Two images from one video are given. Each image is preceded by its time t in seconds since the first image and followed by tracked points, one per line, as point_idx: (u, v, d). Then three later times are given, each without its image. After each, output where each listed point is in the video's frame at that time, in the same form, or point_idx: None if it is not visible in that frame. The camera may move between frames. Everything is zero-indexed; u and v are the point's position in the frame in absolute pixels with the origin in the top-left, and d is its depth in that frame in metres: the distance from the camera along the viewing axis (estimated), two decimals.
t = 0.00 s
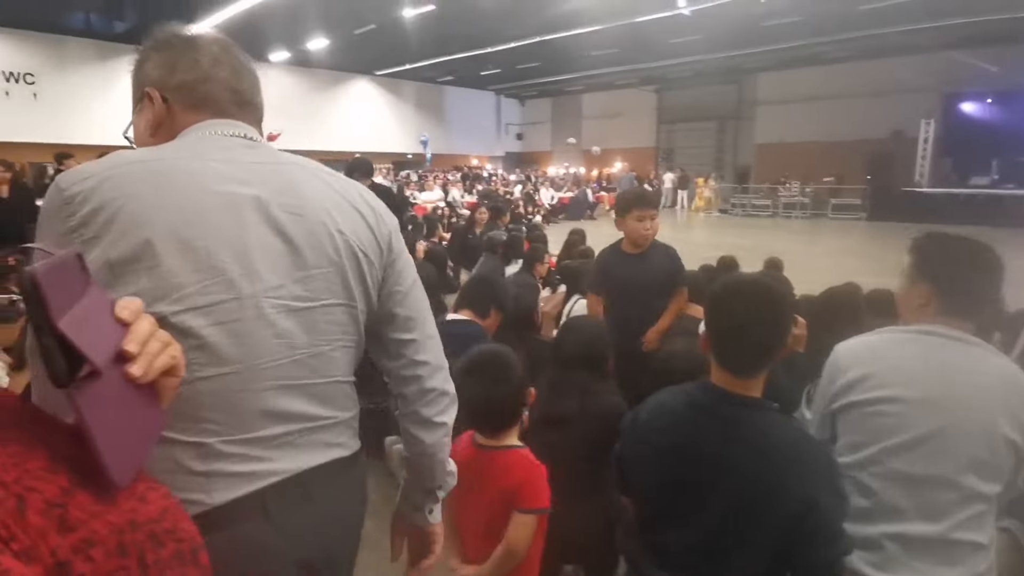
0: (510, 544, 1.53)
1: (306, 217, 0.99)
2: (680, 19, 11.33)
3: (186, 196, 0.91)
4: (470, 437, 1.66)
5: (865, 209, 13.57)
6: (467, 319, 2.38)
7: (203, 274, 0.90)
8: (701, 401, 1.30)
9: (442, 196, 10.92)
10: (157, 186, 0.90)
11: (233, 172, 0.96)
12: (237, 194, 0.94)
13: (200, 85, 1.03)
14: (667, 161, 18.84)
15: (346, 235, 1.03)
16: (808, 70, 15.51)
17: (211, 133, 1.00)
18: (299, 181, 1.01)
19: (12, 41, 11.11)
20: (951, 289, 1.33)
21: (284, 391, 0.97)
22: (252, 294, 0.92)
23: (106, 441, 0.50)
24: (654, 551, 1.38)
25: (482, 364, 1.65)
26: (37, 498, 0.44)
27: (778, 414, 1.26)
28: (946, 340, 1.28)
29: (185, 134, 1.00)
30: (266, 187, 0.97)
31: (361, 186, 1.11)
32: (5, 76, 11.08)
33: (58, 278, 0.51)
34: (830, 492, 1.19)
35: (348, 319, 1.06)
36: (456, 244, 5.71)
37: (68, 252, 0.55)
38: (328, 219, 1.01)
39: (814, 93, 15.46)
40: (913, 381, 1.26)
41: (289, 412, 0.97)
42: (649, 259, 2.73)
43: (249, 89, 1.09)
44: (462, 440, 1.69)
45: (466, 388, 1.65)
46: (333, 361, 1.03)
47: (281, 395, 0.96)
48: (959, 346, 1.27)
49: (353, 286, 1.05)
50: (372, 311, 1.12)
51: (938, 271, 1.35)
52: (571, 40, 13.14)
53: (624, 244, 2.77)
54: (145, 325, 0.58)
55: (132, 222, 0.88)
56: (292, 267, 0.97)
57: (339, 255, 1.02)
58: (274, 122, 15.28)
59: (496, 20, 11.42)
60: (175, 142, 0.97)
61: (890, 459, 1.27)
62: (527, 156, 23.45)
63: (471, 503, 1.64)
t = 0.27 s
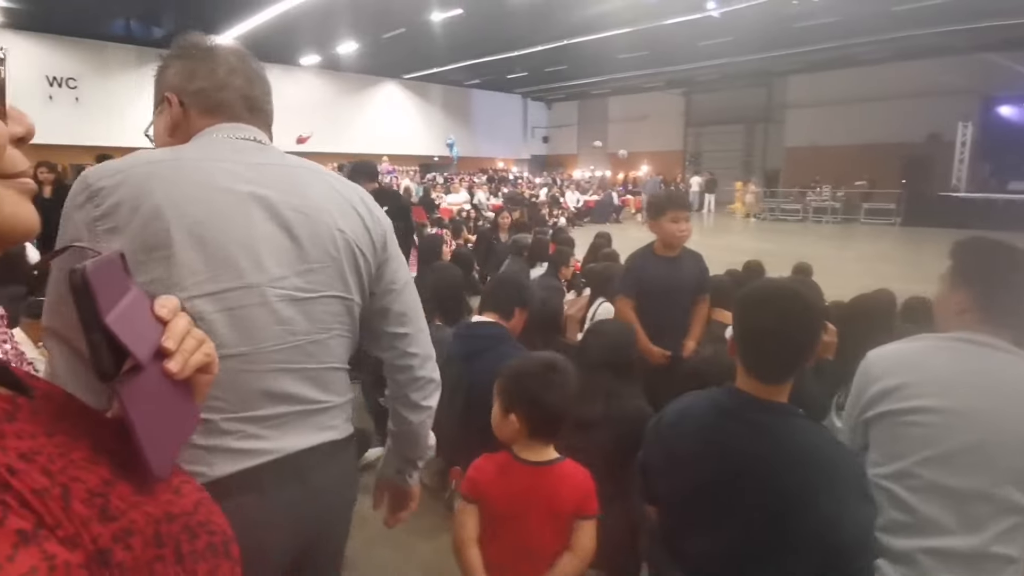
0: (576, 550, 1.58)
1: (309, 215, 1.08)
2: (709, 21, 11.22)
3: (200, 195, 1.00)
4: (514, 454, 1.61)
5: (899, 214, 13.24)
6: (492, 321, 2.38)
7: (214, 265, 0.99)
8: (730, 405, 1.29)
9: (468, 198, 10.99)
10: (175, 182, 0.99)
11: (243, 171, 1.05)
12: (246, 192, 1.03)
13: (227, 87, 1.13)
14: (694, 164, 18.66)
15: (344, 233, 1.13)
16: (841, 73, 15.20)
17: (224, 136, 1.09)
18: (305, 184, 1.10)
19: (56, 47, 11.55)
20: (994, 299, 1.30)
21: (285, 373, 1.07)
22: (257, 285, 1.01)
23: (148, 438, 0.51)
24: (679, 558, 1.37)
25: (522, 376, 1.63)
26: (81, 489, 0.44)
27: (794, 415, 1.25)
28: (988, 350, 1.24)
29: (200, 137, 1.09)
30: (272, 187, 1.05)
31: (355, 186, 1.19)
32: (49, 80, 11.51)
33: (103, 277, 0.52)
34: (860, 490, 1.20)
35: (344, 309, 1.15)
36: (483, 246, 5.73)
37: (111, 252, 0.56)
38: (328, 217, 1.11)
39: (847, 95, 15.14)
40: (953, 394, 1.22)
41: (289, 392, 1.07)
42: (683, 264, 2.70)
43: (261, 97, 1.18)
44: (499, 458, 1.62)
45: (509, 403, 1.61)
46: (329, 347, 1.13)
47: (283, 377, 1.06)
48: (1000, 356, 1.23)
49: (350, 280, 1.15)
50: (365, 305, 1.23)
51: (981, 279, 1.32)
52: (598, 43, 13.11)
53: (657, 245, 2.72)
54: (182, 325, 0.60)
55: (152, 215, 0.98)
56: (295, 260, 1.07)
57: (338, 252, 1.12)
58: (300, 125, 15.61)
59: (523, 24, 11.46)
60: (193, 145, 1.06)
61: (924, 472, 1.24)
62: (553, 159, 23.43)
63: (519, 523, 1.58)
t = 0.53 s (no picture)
0: (591, 533, 1.64)
1: (262, 221, 1.09)
2: (727, 18, 11.10)
3: (151, 204, 1.03)
4: (524, 456, 1.62)
5: (924, 213, 12.99)
6: (508, 321, 2.39)
7: (166, 273, 1.02)
8: (743, 404, 1.28)
9: (485, 199, 11.02)
10: (128, 195, 1.03)
11: (198, 180, 1.07)
12: (198, 201, 1.05)
13: (202, 92, 1.13)
14: (713, 163, 18.51)
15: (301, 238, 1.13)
16: (863, 69, 14.95)
17: (185, 144, 1.10)
18: (258, 187, 1.11)
19: (83, 52, 11.82)
20: (977, 300, 1.29)
21: (242, 377, 1.09)
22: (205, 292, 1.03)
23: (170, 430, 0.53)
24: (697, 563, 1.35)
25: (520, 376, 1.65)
26: (101, 481, 0.41)
27: (814, 416, 1.23)
28: (972, 350, 1.24)
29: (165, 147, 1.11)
30: (227, 195, 1.07)
31: (322, 188, 1.21)
32: (76, 85, 11.78)
33: (130, 276, 0.53)
34: (869, 489, 1.17)
35: (304, 314, 1.16)
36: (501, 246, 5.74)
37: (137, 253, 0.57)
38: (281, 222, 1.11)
39: (869, 92, 14.90)
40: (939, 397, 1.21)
41: (245, 395, 1.09)
42: (711, 265, 2.67)
43: (230, 101, 1.17)
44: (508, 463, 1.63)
45: (512, 406, 1.62)
46: (288, 351, 1.14)
47: (240, 380, 1.09)
48: (984, 356, 1.22)
49: (312, 284, 1.16)
50: (334, 309, 1.26)
51: (963, 281, 1.32)
52: (615, 42, 13.06)
53: (691, 242, 2.67)
54: (203, 324, 0.61)
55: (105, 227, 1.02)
56: (247, 267, 1.08)
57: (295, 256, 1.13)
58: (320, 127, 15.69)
59: (539, 24, 11.46)
60: (153, 154, 1.08)
61: (921, 477, 1.21)
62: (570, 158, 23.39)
63: (538, 524, 1.60)
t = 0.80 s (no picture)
0: (572, 521, 1.70)
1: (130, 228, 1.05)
2: (739, 19, 11.05)
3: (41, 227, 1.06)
4: (504, 456, 1.66)
5: (940, 214, 12.84)
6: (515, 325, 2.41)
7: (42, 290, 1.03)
8: (755, 408, 1.28)
9: (496, 202, 11.06)
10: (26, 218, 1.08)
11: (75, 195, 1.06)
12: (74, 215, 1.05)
13: (93, 95, 1.08)
14: (725, 165, 18.46)
15: (170, 238, 1.05)
16: (877, 69, 14.82)
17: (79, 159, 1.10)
18: (124, 195, 1.06)
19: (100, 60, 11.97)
20: (990, 307, 1.27)
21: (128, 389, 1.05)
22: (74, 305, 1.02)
23: (191, 424, 0.54)
24: (712, 567, 1.34)
25: (503, 375, 1.67)
26: (125, 476, 0.42)
27: (824, 418, 1.22)
28: (979, 358, 1.21)
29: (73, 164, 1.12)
30: (97, 200, 1.05)
31: (215, 183, 1.11)
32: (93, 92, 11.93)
33: (152, 277, 0.55)
34: (877, 493, 1.14)
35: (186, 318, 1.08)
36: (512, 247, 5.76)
37: (156, 255, 0.58)
38: (152, 227, 1.05)
39: (883, 92, 14.76)
40: (942, 406, 1.21)
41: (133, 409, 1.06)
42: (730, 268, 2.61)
43: (123, 102, 1.11)
44: (493, 464, 1.65)
45: (498, 407, 1.63)
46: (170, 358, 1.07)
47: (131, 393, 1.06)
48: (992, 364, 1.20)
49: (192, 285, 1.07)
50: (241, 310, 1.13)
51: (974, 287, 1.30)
52: (626, 45, 13.04)
53: (711, 245, 2.60)
54: (221, 326, 0.63)
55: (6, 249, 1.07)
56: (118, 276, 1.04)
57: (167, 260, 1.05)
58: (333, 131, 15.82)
59: (550, 27, 11.48)
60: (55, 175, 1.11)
61: (929, 485, 1.21)
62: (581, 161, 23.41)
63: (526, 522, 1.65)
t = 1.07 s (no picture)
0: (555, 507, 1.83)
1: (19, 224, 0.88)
2: (748, 21, 11.01)
3: None
4: (502, 452, 1.70)
5: (952, 216, 12.74)
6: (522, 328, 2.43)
7: None
8: (773, 414, 1.27)
9: (505, 204, 11.10)
10: None
11: None
12: None
13: None
14: (733, 167, 18.42)
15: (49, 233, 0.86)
16: (887, 70, 14.71)
17: None
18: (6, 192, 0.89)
19: (113, 65, 12.13)
20: None
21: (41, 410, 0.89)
22: None
23: (203, 422, 0.55)
24: (719, 570, 1.34)
25: (504, 371, 1.72)
26: (141, 472, 0.43)
27: (841, 427, 1.21)
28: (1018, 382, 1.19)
29: None
30: None
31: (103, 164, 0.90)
32: (106, 96, 12.09)
33: (166, 276, 0.56)
34: (892, 509, 1.13)
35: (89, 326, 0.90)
36: (521, 249, 5.77)
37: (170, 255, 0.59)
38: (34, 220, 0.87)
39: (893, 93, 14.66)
40: (976, 430, 1.19)
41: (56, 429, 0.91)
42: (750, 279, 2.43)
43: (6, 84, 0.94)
44: (498, 459, 1.68)
45: (502, 401, 1.68)
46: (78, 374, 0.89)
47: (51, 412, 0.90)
48: None
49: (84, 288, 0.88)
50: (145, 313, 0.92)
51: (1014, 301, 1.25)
52: (634, 47, 13.04)
53: (730, 257, 2.43)
54: (232, 325, 0.64)
55: None
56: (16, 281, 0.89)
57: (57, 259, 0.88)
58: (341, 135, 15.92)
59: (558, 30, 11.50)
60: None
61: (963, 512, 1.19)
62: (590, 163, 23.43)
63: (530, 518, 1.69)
